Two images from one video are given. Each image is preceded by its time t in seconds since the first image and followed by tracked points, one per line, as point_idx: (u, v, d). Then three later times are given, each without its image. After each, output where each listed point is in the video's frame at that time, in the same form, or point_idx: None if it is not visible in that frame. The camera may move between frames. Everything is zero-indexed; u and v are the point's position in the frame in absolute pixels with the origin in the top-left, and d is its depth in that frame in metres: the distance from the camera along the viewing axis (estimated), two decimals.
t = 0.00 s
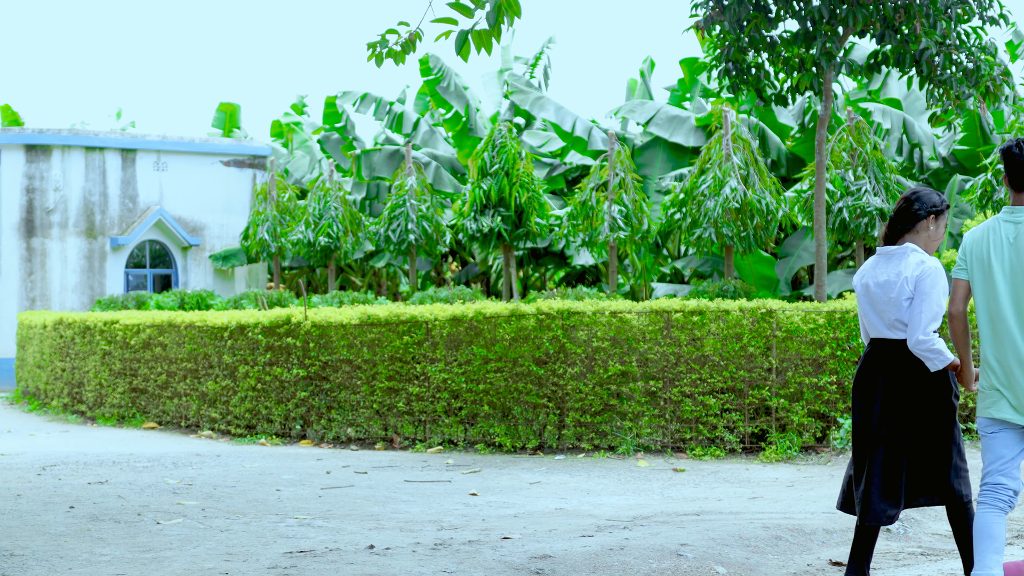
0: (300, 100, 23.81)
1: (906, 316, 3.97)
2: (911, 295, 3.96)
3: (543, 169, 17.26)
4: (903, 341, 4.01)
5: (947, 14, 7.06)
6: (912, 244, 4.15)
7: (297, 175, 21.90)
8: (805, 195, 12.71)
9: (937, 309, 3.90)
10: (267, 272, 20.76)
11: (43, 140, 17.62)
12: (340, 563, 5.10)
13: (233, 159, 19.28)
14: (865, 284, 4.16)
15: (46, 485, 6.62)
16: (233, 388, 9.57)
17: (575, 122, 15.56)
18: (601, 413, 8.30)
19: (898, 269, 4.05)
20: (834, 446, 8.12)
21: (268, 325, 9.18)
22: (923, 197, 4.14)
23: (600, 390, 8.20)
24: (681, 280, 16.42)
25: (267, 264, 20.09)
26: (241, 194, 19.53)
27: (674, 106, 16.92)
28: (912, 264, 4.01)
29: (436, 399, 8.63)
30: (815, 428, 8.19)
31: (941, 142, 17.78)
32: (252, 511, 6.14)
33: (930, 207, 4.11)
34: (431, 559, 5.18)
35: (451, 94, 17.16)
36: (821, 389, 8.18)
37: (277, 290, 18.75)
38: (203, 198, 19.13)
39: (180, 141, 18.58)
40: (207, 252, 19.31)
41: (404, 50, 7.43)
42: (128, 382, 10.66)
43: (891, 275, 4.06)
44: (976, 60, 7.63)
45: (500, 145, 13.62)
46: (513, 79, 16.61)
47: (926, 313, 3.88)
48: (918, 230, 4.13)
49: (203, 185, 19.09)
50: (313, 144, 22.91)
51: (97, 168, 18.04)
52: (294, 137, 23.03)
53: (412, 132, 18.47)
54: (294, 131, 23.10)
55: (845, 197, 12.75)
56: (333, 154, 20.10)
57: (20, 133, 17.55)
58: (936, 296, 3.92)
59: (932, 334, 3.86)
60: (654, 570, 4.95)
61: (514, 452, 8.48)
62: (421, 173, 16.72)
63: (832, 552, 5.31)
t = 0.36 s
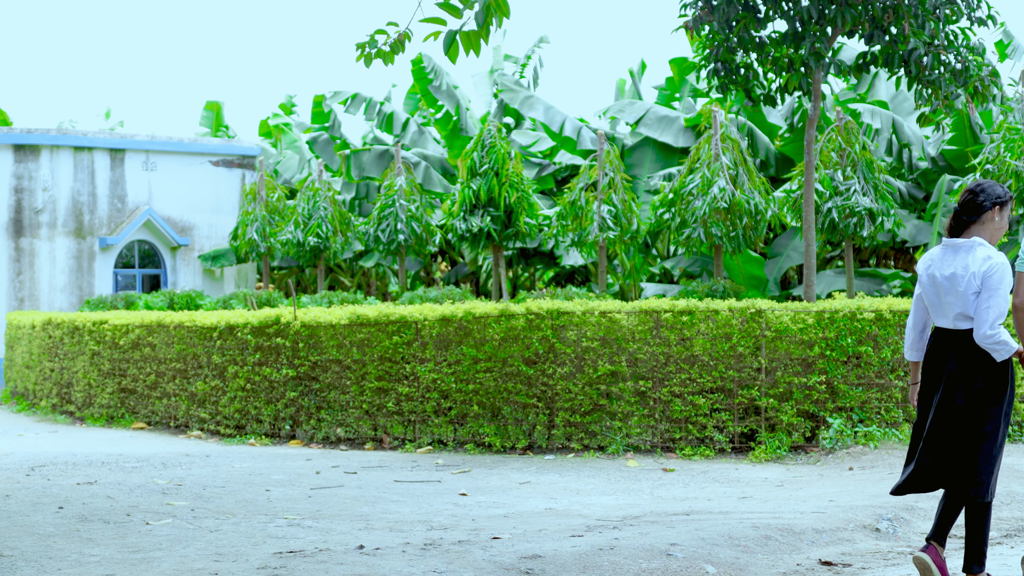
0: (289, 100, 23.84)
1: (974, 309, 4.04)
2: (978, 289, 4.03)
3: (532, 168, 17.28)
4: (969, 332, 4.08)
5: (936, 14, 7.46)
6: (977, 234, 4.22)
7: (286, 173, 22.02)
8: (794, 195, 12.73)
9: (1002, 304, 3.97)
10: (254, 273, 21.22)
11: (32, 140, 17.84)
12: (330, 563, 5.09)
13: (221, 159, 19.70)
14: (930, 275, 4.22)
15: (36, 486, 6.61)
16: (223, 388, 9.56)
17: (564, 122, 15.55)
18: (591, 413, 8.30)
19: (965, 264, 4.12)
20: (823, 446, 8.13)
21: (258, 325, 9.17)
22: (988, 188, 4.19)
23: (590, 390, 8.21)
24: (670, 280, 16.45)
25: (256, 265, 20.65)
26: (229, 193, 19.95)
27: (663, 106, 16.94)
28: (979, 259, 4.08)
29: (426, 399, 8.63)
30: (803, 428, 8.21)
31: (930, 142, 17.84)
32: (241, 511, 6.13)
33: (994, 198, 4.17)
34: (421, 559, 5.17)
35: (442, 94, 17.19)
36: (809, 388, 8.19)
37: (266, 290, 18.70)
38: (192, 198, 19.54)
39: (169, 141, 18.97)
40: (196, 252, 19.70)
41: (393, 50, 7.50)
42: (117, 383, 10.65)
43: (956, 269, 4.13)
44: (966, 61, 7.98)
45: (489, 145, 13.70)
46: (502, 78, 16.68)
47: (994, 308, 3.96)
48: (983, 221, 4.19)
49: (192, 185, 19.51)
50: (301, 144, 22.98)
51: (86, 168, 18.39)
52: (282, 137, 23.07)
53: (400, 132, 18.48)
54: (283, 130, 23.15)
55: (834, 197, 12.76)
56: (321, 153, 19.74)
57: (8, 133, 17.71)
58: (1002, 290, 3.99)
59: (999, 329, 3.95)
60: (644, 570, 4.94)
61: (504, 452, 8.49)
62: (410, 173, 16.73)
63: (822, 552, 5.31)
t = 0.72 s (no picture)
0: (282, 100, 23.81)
1: None
2: None
3: (523, 168, 17.28)
4: None
5: (925, 15, 7.50)
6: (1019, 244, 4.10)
7: (278, 174, 22.01)
8: (785, 195, 12.72)
9: None
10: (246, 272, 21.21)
11: (22, 140, 17.89)
12: (322, 563, 5.08)
13: (212, 159, 19.66)
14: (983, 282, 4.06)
15: (26, 486, 6.61)
16: (213, 388, 9.55)
17: (555, 122, 15.54)
18: (582, 413, 8.31)
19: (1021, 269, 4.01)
20: (814, 446, 8.15)
21: (249, 325, 9.17)
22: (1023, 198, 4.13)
23: (580, 391, 8.21)
24: (661, 279, 16.48)
25: (246, 265, 20.91)
26: (220, 193, 19.92)
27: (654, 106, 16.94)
28: None
29: (417, 399, 8.63)
30: (794, 427, 8.22)
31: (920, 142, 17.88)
32: (232, 511, 6.13)
33: None
34: (413, 559, 5.17)
35: (430, 93, 17.10)
36: (801, 388, 8.20)
37: (256, 289, 18.66)
38: (182, 199, 19.55)
39: (160, 141, 18.96)
40: (186, 252, 19.69)
41: (386, 50, 7.52)
42: (108, 383, 10.64)
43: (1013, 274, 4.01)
44: (956, 61, 7.99)
45: (480, 145, 13.69)
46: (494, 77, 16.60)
47: None
48: None
49: (183, 185, 19.50)
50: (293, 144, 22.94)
51: (76, 168, 18.39)
52: (272, 136, 23.09)
53: (391, 132, 18.49)
54: (275, 131, 23.13)
55: (826, 197, 12.83)
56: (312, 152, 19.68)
57: None
58: None
59: None
60: (635, 570, 4.94)
61: (495, 452, 8.49)
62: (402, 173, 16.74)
63: (812, 551, 5.31)
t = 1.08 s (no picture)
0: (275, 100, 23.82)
1: None
2: None
3: (516, 168, 17.32)
4: None
5: (917, 15, 7.59)
6: None
7: (271, 173, 22.09)
8: (777, 195, 12.72)
9: None
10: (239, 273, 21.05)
11: (14, 140, 17.83)
12: (314, 564, 5.08)
13: (205, 159, 19.67)
14: None
15: (18, 486, 6.59)
16: (206, 388, 9.55)
17: (548, 122, 15.55)
18: (575, 413, 8.30)
19: None
20: (806, 445, 8.14)
21: (241, 325, 9.17)
22: None
23: (573, 391, 8.22)
24: (654, 279, 16.49)
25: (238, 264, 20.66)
26: (213, 193, 19.93)
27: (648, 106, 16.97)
28: None
29: (409, 399, 8.62)
30: (787, 427, 8.23)
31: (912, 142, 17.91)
32: (224, 511, 6.12)
33: None
34: (405, 559, 5.16)
35: (421, 93, 17.07)
36: (793, 388, 8.21)
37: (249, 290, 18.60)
38: (174, 199, 19.60)
39: (152, 141, 18.95)
40: (179, 251, 19.72)
41: (378, 50, 7.55)
42: (100, 383, 10.62)
43: None
44: (946, 61, 8.03)
45: (473, 145, 13.70)
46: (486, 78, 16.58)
47: None
48: None
49: (175, 185, 19.54)
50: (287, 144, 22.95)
51: (68, 168, 18.37)
52: (265, 136, 23.09)
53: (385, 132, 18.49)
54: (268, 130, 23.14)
55: (818, 197, 12.80)
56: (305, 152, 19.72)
57: None
58: None
59: None
60: (627, 570, 4.93)
61: (488, 452, 8.48)
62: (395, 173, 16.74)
63: (805, 552, 5.31)
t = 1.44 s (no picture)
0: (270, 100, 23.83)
1: None
2: None
3: (510, 168, 17.35)
4: None
5: (909, 16, 7.68)
6: None
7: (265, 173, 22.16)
8: (770, 194, 12.74)
9: None
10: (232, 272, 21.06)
11: (9, 139, 17.83)
12: (307, 563, 5.08)
13: (199, 158, 19.65)
14: None
15: (12, 486, 6.59)
16: (199, 388, 9.54)
17: (542, 122, 15.55)
18: (569, 412, 8.30)
19: None
20: (800, 446, 8.13)
21: (234, 325, 9.18)
22: None
23: (566, 391, 8.22)
24: (647, 279, 16.51)
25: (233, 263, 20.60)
26: (207, 192, 19.93)
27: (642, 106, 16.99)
28: None
29: (403, 399, 8.62)
30: (780, 427, 8.23)
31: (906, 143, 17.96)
32: (219, 511, 6.12)
33: None
34: (399, 559, 5.16)
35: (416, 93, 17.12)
36: (786, 388, 8.21)
37: (243, 287, 18.75)
38: (168, 199, 19.59)
39: (145, 141, 18.93)
40: (172, 251, 19.69)
41: (371, 50, 7.60)
42: (94, 383, 10.62)
43: None
44: (939, 61, 8.10)
45: (466, 145, 13.70)
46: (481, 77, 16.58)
47: None
48: None
49: (168, 184, 19.52)
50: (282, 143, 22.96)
51: (62, 167, 18.36)
52: (259, 136, 23.08)
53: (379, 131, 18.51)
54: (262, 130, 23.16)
55: (811, 197, 12.87)
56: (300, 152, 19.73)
57: None
58: None
59: None
60: (620, 570, 4.93)
61: (481, 452, 8.47)
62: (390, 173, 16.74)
63: (798, 551, 5.29)
